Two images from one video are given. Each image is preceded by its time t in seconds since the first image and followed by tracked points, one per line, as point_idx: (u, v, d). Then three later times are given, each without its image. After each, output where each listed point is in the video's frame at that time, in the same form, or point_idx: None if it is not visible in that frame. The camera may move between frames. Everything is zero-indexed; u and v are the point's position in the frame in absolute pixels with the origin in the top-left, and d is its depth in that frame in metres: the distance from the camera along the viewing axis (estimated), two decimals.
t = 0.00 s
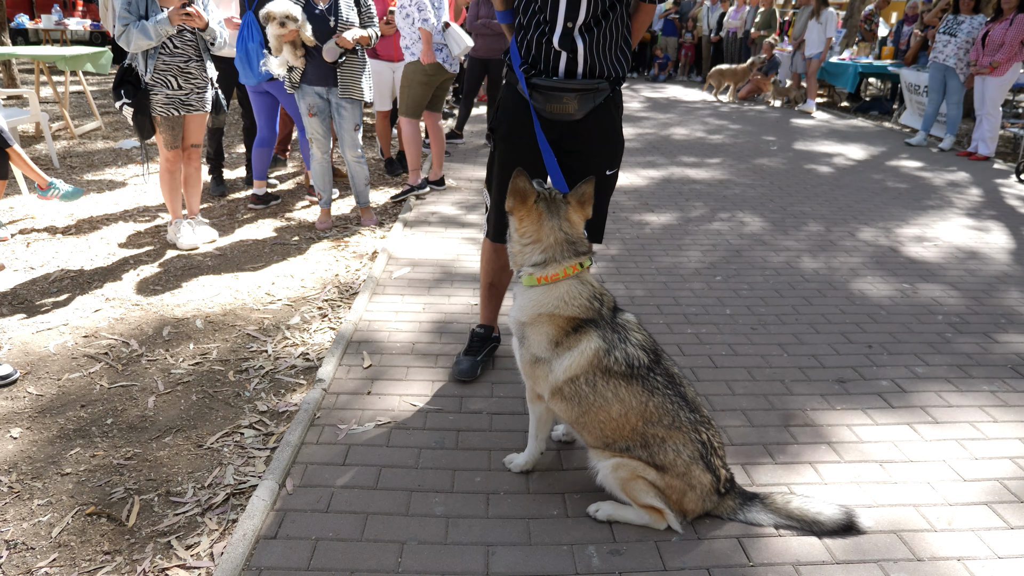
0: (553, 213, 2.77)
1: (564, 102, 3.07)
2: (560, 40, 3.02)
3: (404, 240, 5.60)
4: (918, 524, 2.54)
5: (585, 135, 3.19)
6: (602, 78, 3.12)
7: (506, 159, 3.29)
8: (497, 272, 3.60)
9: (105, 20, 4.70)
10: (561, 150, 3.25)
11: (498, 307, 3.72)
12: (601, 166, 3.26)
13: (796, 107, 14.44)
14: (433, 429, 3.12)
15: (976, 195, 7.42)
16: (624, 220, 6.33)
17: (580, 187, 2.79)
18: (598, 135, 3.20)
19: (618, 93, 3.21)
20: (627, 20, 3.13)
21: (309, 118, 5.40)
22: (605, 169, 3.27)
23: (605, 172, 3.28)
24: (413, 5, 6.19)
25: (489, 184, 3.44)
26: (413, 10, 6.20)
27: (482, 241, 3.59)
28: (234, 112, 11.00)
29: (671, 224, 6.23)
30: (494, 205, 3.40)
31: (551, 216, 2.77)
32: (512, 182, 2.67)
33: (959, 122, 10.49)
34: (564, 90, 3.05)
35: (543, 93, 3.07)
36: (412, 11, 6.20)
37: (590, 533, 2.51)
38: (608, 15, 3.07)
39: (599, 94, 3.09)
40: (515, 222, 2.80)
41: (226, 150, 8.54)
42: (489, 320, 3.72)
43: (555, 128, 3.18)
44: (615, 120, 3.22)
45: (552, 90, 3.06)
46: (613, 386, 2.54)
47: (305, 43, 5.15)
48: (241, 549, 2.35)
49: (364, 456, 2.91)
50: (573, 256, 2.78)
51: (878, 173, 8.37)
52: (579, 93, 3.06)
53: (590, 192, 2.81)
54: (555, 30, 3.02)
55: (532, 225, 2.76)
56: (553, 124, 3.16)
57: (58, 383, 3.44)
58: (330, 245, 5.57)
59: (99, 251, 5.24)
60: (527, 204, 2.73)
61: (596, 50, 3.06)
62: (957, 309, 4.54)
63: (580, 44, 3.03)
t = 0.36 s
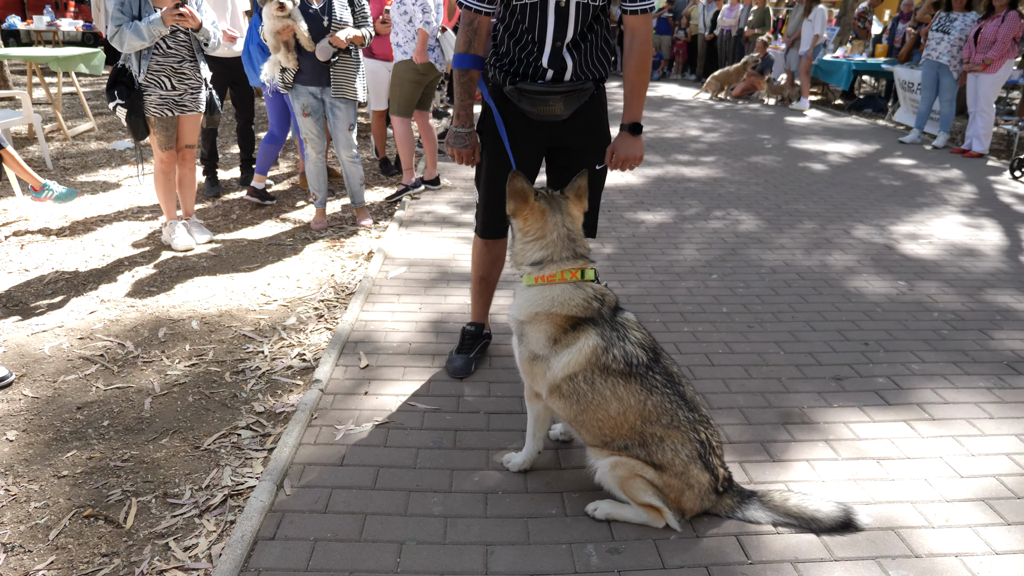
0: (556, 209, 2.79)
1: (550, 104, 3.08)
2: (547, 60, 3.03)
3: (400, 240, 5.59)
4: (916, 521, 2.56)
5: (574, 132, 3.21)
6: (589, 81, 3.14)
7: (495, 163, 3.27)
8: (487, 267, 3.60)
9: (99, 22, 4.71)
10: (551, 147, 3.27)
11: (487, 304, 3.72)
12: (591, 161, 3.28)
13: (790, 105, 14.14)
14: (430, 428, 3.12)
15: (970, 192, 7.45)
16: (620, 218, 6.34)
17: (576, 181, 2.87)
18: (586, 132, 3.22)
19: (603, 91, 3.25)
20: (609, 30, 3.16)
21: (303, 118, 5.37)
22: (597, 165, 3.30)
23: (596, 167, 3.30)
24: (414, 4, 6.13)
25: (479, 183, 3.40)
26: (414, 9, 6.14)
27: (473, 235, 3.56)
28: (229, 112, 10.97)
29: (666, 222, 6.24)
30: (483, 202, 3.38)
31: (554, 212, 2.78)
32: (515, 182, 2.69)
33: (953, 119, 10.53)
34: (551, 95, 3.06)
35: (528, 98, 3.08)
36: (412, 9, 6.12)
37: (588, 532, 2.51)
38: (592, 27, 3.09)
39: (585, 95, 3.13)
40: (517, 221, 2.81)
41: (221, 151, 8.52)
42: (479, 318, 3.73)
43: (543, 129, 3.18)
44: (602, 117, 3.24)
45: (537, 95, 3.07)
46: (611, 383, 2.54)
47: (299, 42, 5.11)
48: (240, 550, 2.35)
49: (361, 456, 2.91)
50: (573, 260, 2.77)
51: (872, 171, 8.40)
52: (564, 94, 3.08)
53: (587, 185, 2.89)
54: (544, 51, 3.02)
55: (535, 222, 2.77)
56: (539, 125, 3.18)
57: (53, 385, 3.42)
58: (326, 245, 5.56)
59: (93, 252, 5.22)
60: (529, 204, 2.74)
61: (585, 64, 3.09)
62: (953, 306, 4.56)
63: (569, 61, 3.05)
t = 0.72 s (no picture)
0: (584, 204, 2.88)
1: (526, 102, 3.15)
2: (517, 73, 3.11)
3: (399, 238, 5.58)
4: (918, 519, 2.56)
5: (552, 130, 3.27)
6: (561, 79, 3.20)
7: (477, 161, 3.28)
8: (479, 262, 3.60)
9: (96, 21, 4.69)
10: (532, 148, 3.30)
11: (481, 301, 3.72)
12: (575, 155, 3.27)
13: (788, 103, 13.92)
14: (431, 428, 3.11)
15: (970, 189, 7.45)
16: (619, 216, 6.33)
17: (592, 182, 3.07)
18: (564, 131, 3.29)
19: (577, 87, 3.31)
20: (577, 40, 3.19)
21: (302, 117, 5.37)
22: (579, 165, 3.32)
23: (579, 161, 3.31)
24: (416, 4, 6.12)
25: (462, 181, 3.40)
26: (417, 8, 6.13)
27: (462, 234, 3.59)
28: (227, 111, 10.95)
29: (665, 220, 6.24)
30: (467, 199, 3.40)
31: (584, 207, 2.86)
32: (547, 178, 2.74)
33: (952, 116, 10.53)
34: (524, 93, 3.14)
35: (504, 94, 3.14)
36: (415, 9, 6.11)
37: (589, 531, 2.51)
38: (562, 35, 3.13)
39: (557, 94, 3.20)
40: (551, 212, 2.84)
41: (219, 150, 8.50)
42: (476, 316, 3.74)
43: (522, 127, 3.22)
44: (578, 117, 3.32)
45: (513, 91, 3.14)
46: (624, 368, 2.56)
47: (298, 41, 5.09)
48: (240, 551, 2.34)
49: (362, 455, 2.90)
50: (602, 255, 2.86)
51: (871, 168, 8.40)
52: (540, 91, 3.15)
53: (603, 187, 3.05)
54: (514, 66, 3.10)
55: (568, 216, 2.82)
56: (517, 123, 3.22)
57: (53, 385, 3.41)
58: (325, 244, 5.55)
59: (92, 252, 5.20)
60: (562, 200, 2.80)
61: (555, 72, 3.16)
62: (953, 303, 4.57)
63: (538, 73, 3.12)
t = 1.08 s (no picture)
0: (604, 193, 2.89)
1: (520, 100, 3.13)
2: (513, 74, 3.08)
3: (398, 238, 5.58)
4: (918, 520, 2.55)
5: (546, 127, 3.26)
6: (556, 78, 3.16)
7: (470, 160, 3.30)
8: (478, 261, 3.59)
9: (95, 20, 4.67)
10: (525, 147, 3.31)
11: (480, 300, 3.71)
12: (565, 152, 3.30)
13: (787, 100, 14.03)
14: (430, 428, 3.11)
15: (969, 188, 7.45)
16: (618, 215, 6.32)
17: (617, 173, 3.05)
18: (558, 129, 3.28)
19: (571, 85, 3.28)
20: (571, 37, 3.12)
21: (301, 117, 5.35)
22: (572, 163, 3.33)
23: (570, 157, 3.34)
24: (418, 3, 6.12)
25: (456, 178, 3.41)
26: (420, 6, 6.14)
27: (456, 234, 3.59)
28: (225, 110, 10.93)
29: (664, 220, 6.23)
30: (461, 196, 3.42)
31: (603, 196, 2.87)
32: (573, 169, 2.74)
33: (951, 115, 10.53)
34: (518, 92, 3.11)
35: (498, 92, 3.13)
36: (417, 7, 6.11)
37: (588, 532, 2.50)
38: (557, 34, 3.07)
39: (551, 93, 3.17)
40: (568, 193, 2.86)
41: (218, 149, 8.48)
42: (475, 316, 3.73)
43: (514, 125, 3.24)
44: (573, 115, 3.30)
45: (507, 90, 3.11)
46: (600, 349, 2.62)
47: (298, 41, 5.08)
48: (239, 552, 2.33)
49: (361, 456, 2.89)
50: (614, 241, 2.86)
51: (870, 167, 8.40)
52: (534, 89, 3.12)
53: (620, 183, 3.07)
54: (508, 68, 3.07)
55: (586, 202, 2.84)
56: (511, 121, 3.22)
57: (50, 385, 3.40)
58: (324, 244, 5.54)
59: (90, 252, 5.19)
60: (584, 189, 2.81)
61: (549, 71, 3.12)
62: (952, 303, 4.56)
63: (533, 74, 3.08)
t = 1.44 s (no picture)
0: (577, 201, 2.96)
1: (525, 102, 3.12)
2: (520, 76, 3.08)
3: (397, 239, 5.58)
4: (918, 523, 2.55)
5: (551, 130, 3.23)
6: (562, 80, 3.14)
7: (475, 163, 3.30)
8: (478, 265, 3.59)
9: (95, 21, 4.66)
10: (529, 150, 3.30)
11: (480, 303, 3.71)
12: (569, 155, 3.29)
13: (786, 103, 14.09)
14: (429, 430, 3.10)
15: (968, 190, 7.45)
16: (618, 217, 6.33)
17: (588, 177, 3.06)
18: (563, 133, 3.25)
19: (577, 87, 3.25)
20: (580, 38, 3.14)
21: (301, 119, 5.33)
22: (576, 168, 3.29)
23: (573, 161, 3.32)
24: (422, 5, 6.20)
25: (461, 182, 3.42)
26: (424, 8, 6.22)
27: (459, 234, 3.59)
28: (225, 111, 10.94)
29: (664, 221, 6.23)
30: (466, 197, 3.41)
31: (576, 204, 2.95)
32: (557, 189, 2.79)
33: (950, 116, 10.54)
34: (525, 93, 3.11)
35: (503, 94, 3.13)
36: (420, 9, 6.18)
37: (587, 535, 2.50)
38: (565, 36, 3.07)
39: (558, 95, 3.15)
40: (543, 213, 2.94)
41: (217, 151, 8.49)
42: (474, 318, 3.73)
43: (520, 128, 3.22)
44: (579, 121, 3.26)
45: (514, 91, 3.11)
46: (610, 352, 2.59)
47: (297, 43, 5.09)
48: (237, 555, 2.33)
49: (360, 458, 2.89)
50: (594, 242, 2.92)
51: (869, 169, 8.40)
52: (539, 91, 3.11)
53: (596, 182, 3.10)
54: (517, 68, 3.06)
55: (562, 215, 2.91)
56: (517, 124, 3.21)
57: (50, 387, 3.40)
58: (324, 245, 5.54)
59: (90, 253, 5.19)
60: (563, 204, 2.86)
61: (558, 71, 3.11)
62: (952, 305, 4.56)
63: (540, 75, 3.08)
